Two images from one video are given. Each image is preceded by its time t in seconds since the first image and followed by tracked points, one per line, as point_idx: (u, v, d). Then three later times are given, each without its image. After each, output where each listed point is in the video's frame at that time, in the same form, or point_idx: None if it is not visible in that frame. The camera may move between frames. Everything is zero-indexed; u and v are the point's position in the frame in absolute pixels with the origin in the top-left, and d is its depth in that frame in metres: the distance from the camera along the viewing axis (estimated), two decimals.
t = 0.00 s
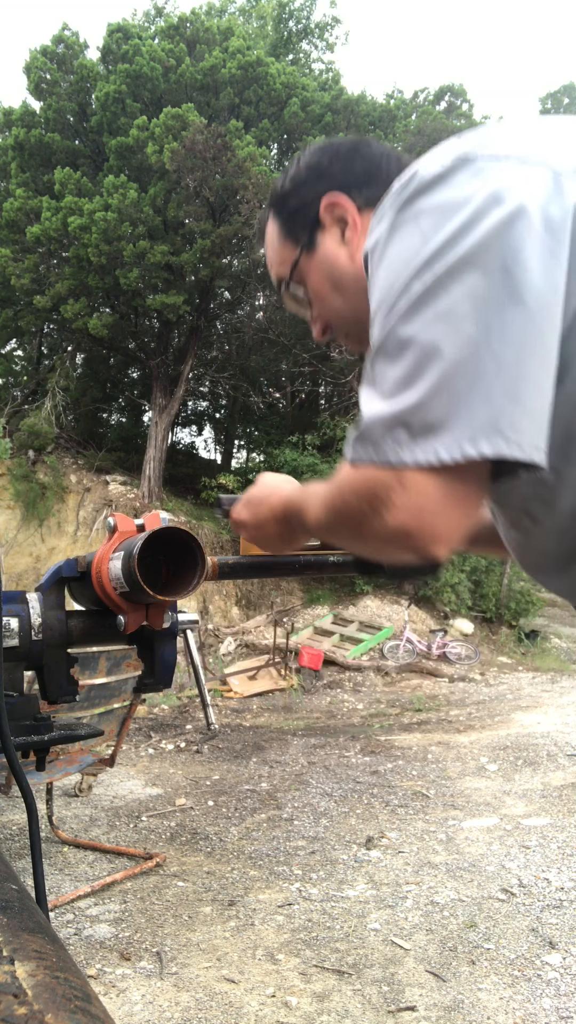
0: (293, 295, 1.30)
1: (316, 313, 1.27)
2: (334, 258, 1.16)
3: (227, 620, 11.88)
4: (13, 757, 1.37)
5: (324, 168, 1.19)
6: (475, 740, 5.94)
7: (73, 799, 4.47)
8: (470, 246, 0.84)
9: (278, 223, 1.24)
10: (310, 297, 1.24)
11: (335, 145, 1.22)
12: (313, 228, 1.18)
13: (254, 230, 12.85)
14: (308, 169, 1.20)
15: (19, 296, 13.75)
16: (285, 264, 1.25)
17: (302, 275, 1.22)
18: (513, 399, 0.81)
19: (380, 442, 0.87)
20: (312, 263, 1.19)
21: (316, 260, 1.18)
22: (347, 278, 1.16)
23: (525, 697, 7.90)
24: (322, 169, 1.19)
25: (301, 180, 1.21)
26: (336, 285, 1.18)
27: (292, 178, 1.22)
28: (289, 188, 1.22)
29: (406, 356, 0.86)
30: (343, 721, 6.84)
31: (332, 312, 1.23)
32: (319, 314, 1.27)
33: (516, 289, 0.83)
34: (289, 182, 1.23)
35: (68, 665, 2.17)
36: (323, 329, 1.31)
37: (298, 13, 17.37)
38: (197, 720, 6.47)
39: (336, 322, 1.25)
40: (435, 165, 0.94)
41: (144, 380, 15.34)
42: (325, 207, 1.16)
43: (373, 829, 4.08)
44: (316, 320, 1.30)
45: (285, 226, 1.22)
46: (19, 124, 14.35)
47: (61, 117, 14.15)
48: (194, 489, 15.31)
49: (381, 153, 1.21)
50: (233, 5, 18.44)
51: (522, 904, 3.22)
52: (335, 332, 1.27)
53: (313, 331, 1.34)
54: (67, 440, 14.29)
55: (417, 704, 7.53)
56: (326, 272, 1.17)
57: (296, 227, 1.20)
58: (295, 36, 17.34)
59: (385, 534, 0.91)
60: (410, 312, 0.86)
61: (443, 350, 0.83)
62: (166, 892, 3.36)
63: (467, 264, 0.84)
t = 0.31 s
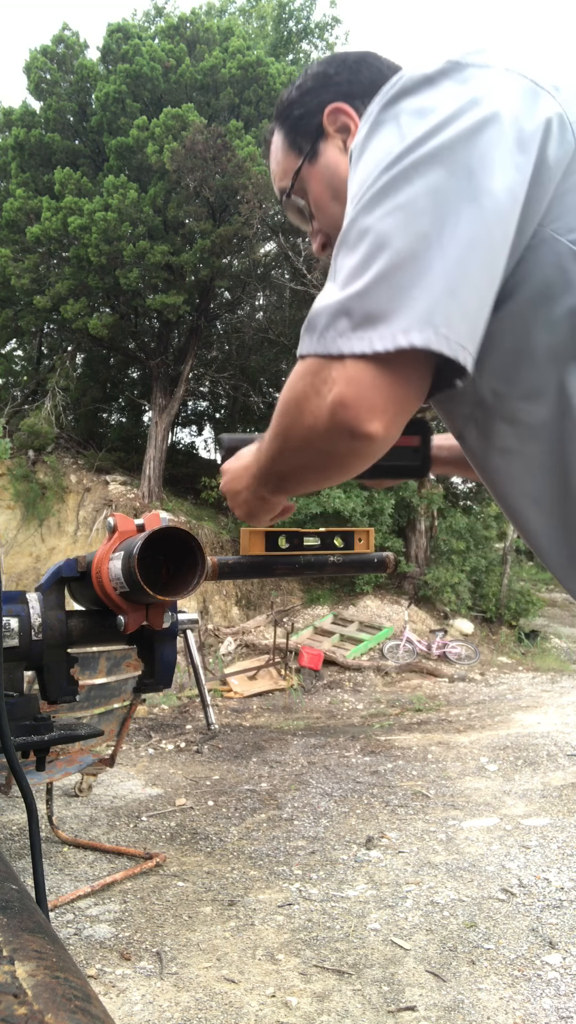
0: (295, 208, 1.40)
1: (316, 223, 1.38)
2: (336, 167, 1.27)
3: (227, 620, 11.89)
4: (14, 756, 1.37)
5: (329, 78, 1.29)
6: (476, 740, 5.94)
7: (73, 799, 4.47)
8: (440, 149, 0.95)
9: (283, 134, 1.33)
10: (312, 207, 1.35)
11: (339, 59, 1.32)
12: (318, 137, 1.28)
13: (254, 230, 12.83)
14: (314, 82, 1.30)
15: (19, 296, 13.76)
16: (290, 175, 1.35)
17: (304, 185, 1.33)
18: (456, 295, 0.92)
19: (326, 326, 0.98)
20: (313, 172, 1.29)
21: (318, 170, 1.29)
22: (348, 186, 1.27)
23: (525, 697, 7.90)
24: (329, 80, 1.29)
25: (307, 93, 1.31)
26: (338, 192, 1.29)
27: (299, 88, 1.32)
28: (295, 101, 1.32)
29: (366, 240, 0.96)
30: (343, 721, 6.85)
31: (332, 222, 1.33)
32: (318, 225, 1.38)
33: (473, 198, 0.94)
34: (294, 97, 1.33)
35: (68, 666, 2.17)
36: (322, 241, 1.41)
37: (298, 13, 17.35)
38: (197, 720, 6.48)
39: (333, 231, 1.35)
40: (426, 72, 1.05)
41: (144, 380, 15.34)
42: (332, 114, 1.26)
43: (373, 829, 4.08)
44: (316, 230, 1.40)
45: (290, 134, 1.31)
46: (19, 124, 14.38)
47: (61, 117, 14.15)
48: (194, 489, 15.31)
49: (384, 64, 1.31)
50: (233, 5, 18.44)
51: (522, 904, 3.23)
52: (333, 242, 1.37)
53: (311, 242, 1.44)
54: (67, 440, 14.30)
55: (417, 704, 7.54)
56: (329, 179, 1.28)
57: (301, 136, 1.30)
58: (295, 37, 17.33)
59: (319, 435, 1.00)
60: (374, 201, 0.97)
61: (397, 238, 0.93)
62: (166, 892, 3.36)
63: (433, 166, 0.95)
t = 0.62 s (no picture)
0: (330, 172, 1.44)
1: (350, 186, 1.42)
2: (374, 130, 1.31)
3: (227, 620, 11.89)
4: (14, 757, 1.37)
5: (376, 43, 1.33)
6: (476, 740, 5.94)
7: (73, 799, 4.47)
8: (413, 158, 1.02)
9: (328, 97, 1.36)
10: (347, 170, 1.39)
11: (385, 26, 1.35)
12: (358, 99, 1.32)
13: (254, 230, 12.83)
14: (358, 46, 1.34)
15: (19, 296, 13.75)
16: (330, 136, 1.38)
17: (341, 147, 1.37)
18: (408, 296, 0.98)
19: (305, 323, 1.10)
20: (352, 132, 1.33)
21: (356, 132, 1.33)
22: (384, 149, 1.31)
23: (525, 697, 7.90)
24: (374, 45, 1.32)
25: (350, 56, 1.34)
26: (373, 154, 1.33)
27: (344, 50, 1.35)
28: (339, 64, 1.35)
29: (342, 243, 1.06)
30: (343, 721, 6.85)
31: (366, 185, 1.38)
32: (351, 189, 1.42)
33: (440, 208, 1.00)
34: (338, 59, 1.36)
35: (68, 666, 2.17)
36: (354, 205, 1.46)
37: (298, 13, 17.35)
38: (196, 720, 6.48)
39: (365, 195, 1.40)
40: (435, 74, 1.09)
41: (144, 380, 15.35)
42: (373, 78, 1.30)
43: (373, 829, 4.08)
44: (349, 193, 1.44)
45: (334, 97, 1.35)
46: (19, 124, 14.38)
47: (61, 117, 14.16)
48: (194, 489, 15.31)
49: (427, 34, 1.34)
50: (233, 5, 18.44)
51: (522, 904, 3.23)
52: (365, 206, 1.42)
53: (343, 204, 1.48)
54: (67, 440, 14.30)
55: (417, 704, 7.54)
56: (366, 142, 1.32)
57: (342, 97, 1.34)
58: (295, 37, 17.33)
59: (295, 420, 1.12)
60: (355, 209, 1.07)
61: (364, 243, 1.03)
62: (166, 892, 3.36)
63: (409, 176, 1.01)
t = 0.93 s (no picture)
0: (382, 193, 1.47)
1: (401, 208, 1.45)
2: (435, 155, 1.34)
3: (227, 620, 11.88)
4: (14, 756, 1.37)
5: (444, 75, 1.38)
6: (475, 740, 5.94)
7: (73, 799, 4.47)
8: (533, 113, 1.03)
9: (390, 119, 1.40)
10: (400, 188, 1.41)
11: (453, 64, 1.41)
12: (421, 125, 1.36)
13: (254, 230, 12.83)
14: (426, 75, 1.38)
15: (19, 296, 13.74)
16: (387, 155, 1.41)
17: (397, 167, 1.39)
18: None
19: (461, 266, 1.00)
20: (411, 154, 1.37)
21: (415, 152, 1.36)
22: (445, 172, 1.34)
23: (525, 697, 7.90)
24: (441, 77, 1.37)
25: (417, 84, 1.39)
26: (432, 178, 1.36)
27: (412, 80, 1.39)
28: (404, 92, 1.40)
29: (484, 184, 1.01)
30: (343, 721, 6.85)
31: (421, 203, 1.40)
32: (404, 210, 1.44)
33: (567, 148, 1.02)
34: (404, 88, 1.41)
35: (68, 666, 2.17)
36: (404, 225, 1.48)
37: (298, 13, 17.35)
38: (196, 720, 6.47)
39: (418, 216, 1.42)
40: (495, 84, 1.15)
41: (144, 380, 15.35)
42: (437, 105, 1.35)
43: (373, 830, 4.08)
44: (399, 213, 1.46)
45: (395, 119, 1.39)
46: (19, 124, 14.39)
47: (61, 117, 14.16)
48: (194, 489, 15.31)
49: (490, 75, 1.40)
50: (233, 5, 18.44)
51: (522, 904, 3.22)
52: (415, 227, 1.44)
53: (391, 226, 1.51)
54: (67, 440, 14.30)
55: (417, 704, 7.54)
56: (425, 165, 1.35)
57: (403, 121, 1.38)
58: (295, 36, 17.31)
59: (480, 352, 0.97)
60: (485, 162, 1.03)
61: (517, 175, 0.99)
62: (166, 892, 3.36)
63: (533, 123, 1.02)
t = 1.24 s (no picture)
0: (368, 198, 1.75)
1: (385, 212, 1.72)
2: (417, 165, 1.62)
3: (227, 620, 11.87)
4: (14, 756, 1.37)
5: (427, 98, 1.65)
6: (475, 740, 5.95)
7: (73, 799, 4.47)
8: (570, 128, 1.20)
9: (378, 133, 1.69)
10: (385, 196, 1.69)
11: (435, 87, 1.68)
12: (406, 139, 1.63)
13: (254, 230, 12.83)
14: (413, 97, 1.67)
15: (19, 296, 13.73)
16: (373, 167, 1.70)
17: (384, 177, 1.67)
18: None
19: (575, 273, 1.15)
20: (395, 165, 1.65)
21: (401, 164, 1.64)
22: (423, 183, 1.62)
23: (525, 697, 7.90)
24: (425, 100, 1.65)
25: (404, 105, 1.66)
26: (413, 185, 1.63)
27: (399, 99, 1.67)
28: (393, 110, 1.68)
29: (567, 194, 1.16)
30: (343, 721, 6.85)
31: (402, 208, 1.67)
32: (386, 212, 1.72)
33: None
34: (393, 104, 1.68)
35: (68, 666, 2.17)
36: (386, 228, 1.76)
37: (298, 13, 17.33)
38: (196, 720, 6.47)
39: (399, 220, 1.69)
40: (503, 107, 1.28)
41: (144, 381, 15.34)
42: (423, 122, 1.62)
43: (373, 830, 4.08)
44: (383, 216, 1.74)
45: (383, 134, 1.67)
46: (19, 124, 14.38)
47: (61, 117, 14.16)
48: (194, 490, 15.30)
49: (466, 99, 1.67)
50: (233, 5, 18.44)
51: (522, 904, 3.22)
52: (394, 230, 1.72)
53: (376, 226, 1.78)
54: (67, 440, 14.30)
55: (417, 704, 7.54)
56: (406, 175, 1.63)
57: (392, 136, 1.65)
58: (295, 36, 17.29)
59: None
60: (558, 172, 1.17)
61: None
62: (166, 892, 3.36)
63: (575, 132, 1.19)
